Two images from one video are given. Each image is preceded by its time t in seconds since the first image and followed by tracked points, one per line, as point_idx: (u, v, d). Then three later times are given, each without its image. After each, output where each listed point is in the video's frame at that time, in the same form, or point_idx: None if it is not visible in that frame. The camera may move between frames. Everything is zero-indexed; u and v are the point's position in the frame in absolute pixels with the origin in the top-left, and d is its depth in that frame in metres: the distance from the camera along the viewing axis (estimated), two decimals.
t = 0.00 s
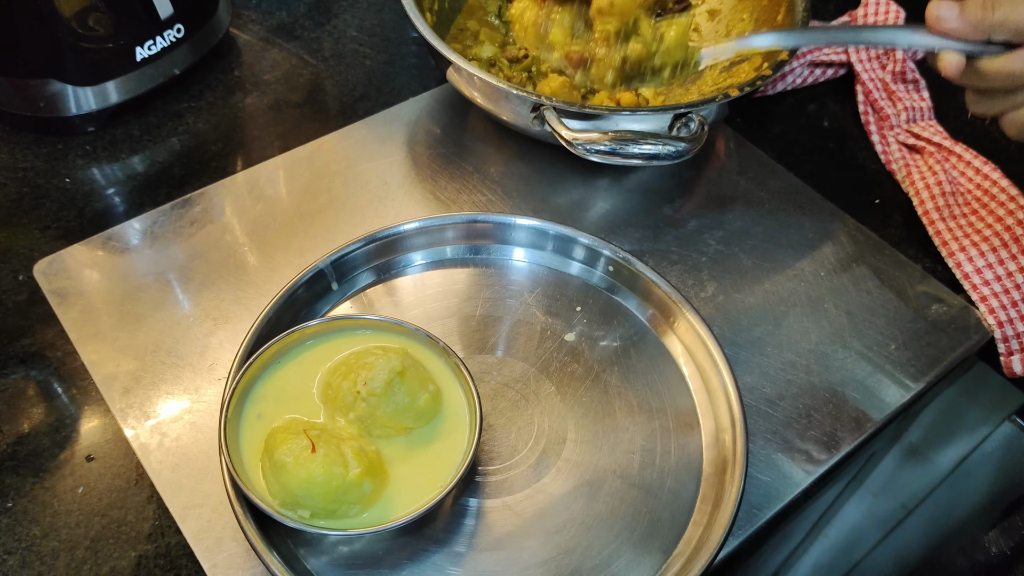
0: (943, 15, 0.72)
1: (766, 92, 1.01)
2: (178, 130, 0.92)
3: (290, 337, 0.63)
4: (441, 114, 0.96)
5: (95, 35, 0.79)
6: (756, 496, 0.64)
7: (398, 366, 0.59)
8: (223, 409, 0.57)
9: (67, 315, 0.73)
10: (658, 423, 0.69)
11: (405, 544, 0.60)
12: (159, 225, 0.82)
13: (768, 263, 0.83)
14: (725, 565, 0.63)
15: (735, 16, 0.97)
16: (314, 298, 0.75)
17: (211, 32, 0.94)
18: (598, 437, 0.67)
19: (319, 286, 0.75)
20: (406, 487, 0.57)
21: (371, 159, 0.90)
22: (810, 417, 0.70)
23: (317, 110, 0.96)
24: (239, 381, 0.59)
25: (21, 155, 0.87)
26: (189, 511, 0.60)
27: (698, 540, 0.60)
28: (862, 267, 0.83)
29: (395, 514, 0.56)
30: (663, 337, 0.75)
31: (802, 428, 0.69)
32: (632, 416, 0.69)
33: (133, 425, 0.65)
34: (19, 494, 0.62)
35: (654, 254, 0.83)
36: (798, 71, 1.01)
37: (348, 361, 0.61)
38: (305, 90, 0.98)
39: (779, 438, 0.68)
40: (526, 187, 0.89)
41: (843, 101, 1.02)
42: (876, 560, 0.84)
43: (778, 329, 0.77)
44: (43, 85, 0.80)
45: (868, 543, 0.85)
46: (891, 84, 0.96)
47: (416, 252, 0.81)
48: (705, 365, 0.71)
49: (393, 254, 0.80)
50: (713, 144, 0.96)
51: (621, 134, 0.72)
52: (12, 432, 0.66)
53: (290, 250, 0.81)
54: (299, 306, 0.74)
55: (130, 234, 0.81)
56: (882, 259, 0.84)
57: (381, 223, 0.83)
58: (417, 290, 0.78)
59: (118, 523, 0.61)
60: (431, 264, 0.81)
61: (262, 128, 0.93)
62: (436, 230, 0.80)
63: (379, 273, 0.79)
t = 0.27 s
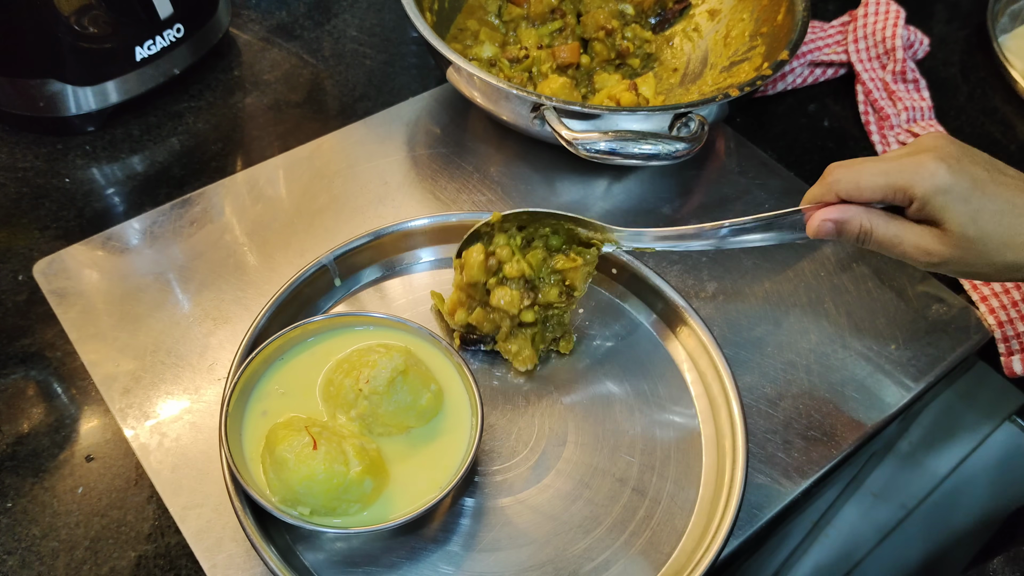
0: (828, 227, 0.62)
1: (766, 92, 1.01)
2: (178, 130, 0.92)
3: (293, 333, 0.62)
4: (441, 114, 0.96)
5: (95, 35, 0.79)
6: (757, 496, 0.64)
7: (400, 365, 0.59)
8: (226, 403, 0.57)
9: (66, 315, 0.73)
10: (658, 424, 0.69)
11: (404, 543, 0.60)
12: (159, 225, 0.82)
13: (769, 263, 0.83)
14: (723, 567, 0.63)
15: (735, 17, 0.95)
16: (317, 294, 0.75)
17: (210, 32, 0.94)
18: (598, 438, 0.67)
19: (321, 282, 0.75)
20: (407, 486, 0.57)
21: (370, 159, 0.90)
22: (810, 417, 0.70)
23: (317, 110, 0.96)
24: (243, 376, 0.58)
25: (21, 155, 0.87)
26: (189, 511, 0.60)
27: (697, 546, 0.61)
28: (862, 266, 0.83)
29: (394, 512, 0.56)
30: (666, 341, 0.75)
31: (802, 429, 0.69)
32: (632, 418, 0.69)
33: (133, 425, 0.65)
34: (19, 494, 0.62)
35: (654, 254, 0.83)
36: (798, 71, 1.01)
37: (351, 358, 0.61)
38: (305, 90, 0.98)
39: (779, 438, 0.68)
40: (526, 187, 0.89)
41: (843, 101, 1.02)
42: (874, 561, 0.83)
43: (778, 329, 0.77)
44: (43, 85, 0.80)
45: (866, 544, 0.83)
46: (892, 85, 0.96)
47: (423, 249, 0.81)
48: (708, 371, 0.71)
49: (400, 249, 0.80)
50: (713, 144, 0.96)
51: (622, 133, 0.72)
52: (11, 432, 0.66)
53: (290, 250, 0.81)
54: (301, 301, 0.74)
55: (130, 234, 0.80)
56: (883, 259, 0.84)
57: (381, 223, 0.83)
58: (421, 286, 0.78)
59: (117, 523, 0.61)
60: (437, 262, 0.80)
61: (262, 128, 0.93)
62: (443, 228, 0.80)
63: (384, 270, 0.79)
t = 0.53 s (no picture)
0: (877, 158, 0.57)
1: (766, 92, 1.01)
2: (178, 130, 0.92)
3: (293, 333, 0.62)
4: (441, 114, 0.96)
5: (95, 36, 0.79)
6: (757, 496, 0.64)
7: (400, 365, 0.59)
8: (226, 403, 0.57)
9: (66, 315, 0.73)
10: (658, 425, 0.69)
11: (404, 543, 0.60)
12: (159, 225, 0.82)
13: (769, 263, 0.83)
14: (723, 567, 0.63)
15: (735, 17, 0.95)
16: (317, 293, 0.75)
17: (210, 32, 0.94)
18: (598, 439, 0.67)
19: (321, 281, 0.75)
20: (406, 486, 0.57)
21: (370, 159, 0.90)
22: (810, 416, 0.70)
23: (317, 110, 0.96)
24: (243, 376, 0.58)
25: (21, 155, 0.87)
26: (189, 511, 0.60)
27: (697, 547, 0.61)
28: (863, 266, 0.83)
29: (393, 513, 0.56)
30: (667, 341, 0.75)
31: (803, 428, 0.69)
32: (632, 418, 0.69)
33: (133, 425, 0.65)
34: (19, 494, 0.62)
35: (654, 254, 0.83)
36: (798, 71, 1.01)
37: (351, 358, 0.61)
38: (305, 90, 0.98)
39: (779, 438, 0.68)
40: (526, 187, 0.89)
41: (843, 101, 1.02)
42: (874, 561, 0.83)
43: (778, 329, 0.77)
44: (43, 85, 0.80)
45: (866, 543, 0.83)
46: (892, 85, 0.96)
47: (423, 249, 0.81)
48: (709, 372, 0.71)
49: (400, 249, 0.80)
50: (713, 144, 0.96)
51: (622, 133, 0.72)
52: (11, 432, 0.66)
53: (290, 250, 0.81)
54: (301, 300, 0.74)
55: (130, 234, 0.80)
56: (883, 259, 0.84)
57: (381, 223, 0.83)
58: (421, 285, 0.78)
59: (117, 523, 0.61)
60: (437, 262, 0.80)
61: (262, 128, 0.93)
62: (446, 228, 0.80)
63: (384, 270, 0.79)
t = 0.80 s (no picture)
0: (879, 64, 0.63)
1: (765, 91, 1.01)
2: (178, 130, 0.92)
3: (294, 333, 0.62)
4: (441, 114, 0.96)
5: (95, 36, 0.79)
6: (757, 496, 0.64)
7: (401, 365, 0.59)
8: (226, 403, 0.57)
9: (66, 314, 0.73)
10: (658, 425, 0.69)
11: (404, 543, 0.60)
12: (159, 225, 0.81)
13: (769, 264, 0.83)
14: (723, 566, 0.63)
15: (735, 17, 0.95)
16: (317, 293, 0.75)
17: (210, 32, 0.94)
18: (598, 439, 0.67)
19: (321, 281, 0.75)
20: (406, 486, 0.57)
21: (371, 159, 0.90)
22: (811, 417, 0.70)
23: (317, 110, 0.96)
24: (243, 376, 0.58)
25: (21, 155, 0.87)
26: (188, 511, 0.60)
27: (696, 547, 0.61)
28: (863, 267, 0.83)
29: (392, 513, 0.56)
30: (667, 342, 0.75)
31: (802, 428, 0.69)
32: (632, 418, 0.69)
33: (133, 425, 0.65)
34: (19, 494, 0.62)
35: (654, 254, 0.83)
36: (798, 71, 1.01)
37: (351, 358, 0.61)
38: (305, 90, 0.98)
39: (778, 438, 0.68)
40: (526, 187, 0.89)
41: (843, 101, 1.02)
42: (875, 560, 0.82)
43: (778, 330, 0.77)
44: (43, 85, 0.80)
45: (866, 542, 0.84)
46: (892, 85, 0.96)
47: (423, 249, 0.81)
48: (709, 372, 0.71)
49: (400, 249, 0.80)
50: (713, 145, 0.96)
51: (622, 134, 0.72)
52: (11, 432, 0.66)
53: (290, 250, 0.81)
54: (301, 300, 0.74)
55: (130, 234, 0.80)
56: (884, 259, 0.84)
57: (382, 224, 0.83)
58: (421, 285, 0.78)
59: (118, 523, 0.61)
60: (437, 262, 0.80)
61: (262, 128, 0.93)
62: (446, 228, 0.80)
63: (383, 270, 0.79)
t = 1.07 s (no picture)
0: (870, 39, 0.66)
1: (764, 92, 1.01)
2: (178, 130, 0.92)
3: (294, 333, 0.62)
4: (441, 114, 0.96)
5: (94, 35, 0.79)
6: (757, 495, 0.64)
7: (401, 365, 0.59)
8: (225, 403, 0.57)
9: (66, 314, 0.73)
10: (658, 425, 0.69)
11: (403, 543, 0.60)
12: (159, 225, 0.82)
13: (769, 264, 0.83)
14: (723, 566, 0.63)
15: (735, 17, 0.95)
16: (317, 294, 0.75)
17: (210, 32, 0.94)
18: (598, 439, 0.67)
19: (321, 281, 0.75)
20: (406, 486, 0.57)
21: (371, 159, 0.90)
22: (811, 417, 0.70)
23: (317, 110, 0.96)
24: (243, 376, 0.58)
25: (21, 155, 0.87)
26: (188, 511, 0.60)
27: (696, 547, 0.61)
28: (862, 267, 0.83)
29: (392, 513, 0.56)
30: (668, 342, 0.75)
31: (802, 428, 0.69)
32: (632, 418, 0.69)
33: (133, 425, 0.65)
34: (19, 494, 0.62)
35: (654, 254, 0.83)
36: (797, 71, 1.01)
37: (351, 358, 0.61)
38: (305, 90, 0.98)
39: (778, 438, 0.68)
40: (526, 187, 0.89)
41: (843, 101, 1.02)
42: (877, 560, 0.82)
43: (778, 330, 0.77)
44: (43, 85, 0.80)
45: (866, 542, 0.83)
46: (891, 85, 0.96)
47: (422, 249, 0.81)
48: (709, 372, 0.71)
49: (400, 249, 0.80)
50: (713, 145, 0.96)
51: (621, 134, 0.72)
52: (11, 432, 0.66)
53: (290, 250, 0.81)
54: (301, 300, 0.74)
55: (130, 234, 0.80)
56: (884, 259, 0.84)
57: (382, 224, 0.83)
58: (421, 285, 0.78)
59: (118, 523, 0.61)
60: (437, 262, 0.80)
61: (262, 128, 0.93)
62: (445, 229, 0.80)
63: (383, 270, 0.79)
